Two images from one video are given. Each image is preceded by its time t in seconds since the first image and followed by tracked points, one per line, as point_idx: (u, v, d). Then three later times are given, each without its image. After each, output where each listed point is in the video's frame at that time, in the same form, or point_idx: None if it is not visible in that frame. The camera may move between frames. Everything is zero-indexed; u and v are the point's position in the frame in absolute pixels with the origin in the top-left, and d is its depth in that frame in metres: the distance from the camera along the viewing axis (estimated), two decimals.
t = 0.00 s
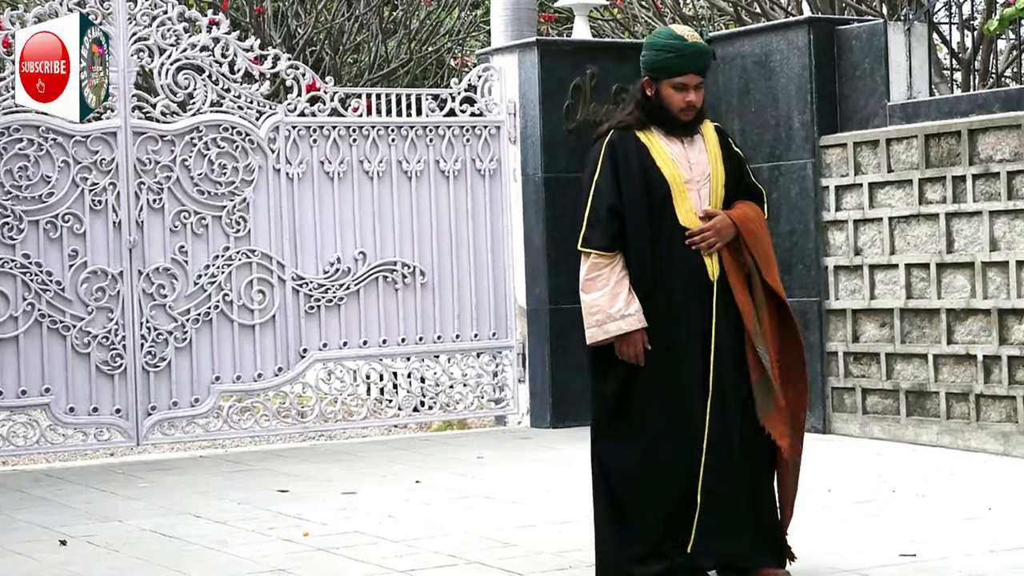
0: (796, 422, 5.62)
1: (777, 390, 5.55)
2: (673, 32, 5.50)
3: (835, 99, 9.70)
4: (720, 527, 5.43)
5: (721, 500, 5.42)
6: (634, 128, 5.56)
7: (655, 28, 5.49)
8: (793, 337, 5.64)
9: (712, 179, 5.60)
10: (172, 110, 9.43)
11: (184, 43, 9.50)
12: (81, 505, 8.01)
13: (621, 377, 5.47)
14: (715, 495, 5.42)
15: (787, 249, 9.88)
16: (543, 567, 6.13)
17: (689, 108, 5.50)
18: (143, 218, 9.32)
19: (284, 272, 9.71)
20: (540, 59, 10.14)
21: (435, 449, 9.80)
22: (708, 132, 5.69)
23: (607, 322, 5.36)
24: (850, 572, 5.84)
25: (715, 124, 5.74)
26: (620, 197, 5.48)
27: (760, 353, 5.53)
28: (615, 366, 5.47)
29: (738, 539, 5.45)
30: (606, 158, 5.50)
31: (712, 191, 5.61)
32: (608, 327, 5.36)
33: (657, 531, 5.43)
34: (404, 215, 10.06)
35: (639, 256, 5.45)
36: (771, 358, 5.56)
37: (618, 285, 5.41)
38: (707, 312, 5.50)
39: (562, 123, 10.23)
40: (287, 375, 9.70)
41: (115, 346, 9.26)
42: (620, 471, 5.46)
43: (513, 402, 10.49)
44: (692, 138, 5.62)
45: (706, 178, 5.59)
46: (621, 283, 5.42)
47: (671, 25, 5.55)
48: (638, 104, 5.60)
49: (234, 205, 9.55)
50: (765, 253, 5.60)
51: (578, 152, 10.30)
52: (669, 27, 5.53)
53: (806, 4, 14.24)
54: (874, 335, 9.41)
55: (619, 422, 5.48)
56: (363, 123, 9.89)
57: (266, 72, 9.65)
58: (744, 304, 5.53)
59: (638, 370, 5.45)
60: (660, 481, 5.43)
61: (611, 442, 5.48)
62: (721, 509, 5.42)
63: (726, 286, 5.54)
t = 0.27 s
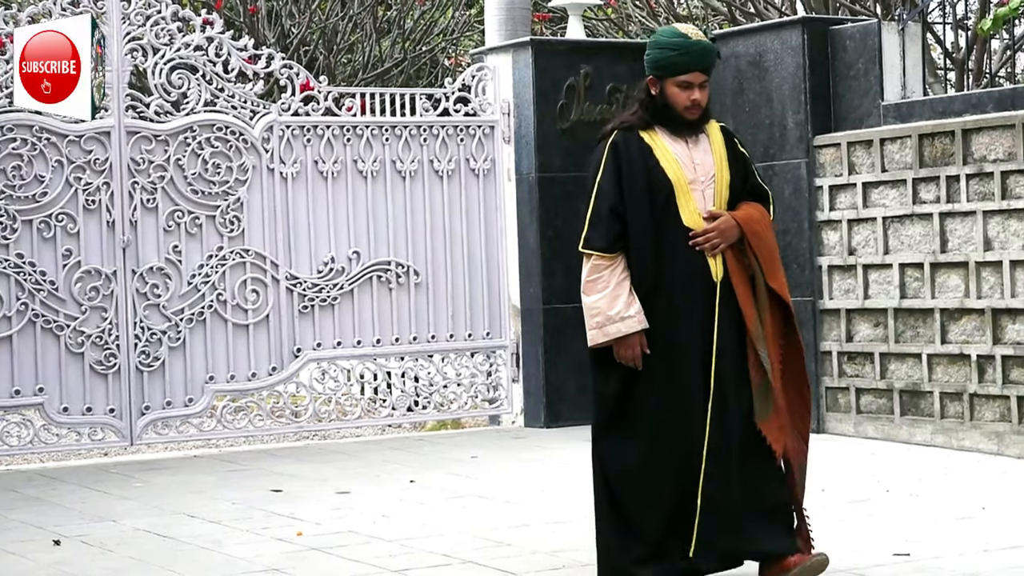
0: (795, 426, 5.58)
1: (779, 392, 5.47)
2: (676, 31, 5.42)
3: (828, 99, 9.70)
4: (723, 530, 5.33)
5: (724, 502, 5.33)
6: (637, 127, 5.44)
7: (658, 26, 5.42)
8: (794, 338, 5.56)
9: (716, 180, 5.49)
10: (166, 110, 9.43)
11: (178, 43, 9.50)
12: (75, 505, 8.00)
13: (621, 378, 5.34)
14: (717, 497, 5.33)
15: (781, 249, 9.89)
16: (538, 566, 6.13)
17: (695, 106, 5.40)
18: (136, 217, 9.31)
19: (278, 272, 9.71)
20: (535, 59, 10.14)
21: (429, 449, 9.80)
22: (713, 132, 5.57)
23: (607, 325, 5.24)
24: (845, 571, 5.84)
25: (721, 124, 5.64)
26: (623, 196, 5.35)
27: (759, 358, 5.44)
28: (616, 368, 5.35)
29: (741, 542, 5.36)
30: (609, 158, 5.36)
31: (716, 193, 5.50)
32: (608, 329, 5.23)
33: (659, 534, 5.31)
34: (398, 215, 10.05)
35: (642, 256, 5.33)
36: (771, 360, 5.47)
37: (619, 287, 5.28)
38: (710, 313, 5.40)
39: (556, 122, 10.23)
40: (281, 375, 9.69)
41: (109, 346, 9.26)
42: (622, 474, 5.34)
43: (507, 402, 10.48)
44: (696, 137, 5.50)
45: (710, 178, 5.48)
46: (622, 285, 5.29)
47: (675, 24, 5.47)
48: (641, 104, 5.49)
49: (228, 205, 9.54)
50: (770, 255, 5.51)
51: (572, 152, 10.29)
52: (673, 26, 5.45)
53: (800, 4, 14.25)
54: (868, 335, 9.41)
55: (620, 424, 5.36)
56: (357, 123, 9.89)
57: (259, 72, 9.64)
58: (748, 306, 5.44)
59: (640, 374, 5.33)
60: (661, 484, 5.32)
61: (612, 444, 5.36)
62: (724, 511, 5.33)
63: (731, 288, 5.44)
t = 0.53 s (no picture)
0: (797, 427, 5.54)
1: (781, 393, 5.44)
2: (681, 30, 5.42)
3: (824, 99, 9.70)
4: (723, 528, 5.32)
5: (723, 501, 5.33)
6: (641, 127, 5.46)
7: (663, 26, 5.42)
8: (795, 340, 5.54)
9: (721, 180, 5.48)
10: (161, 109, 9.42)
11: (173, 42, 9.50)
12: (70, 505, 7.99)
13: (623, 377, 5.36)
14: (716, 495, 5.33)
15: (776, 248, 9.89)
16: (534, 565, 6.14)
17: (700, 105, 5.41)
18: (132, 217, 9.30)
19: (274, 272, 9.70)
20: (531, 58, 10.14)
21: (425, 448, 9.80)
22: (719, 132, 5.56)
23: (608, 325, 5.27)
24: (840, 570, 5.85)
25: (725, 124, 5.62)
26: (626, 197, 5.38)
27: (761, 359, 5.41)
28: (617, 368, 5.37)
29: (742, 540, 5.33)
30: (612, 159, 5.38)
31: (720, 193, 5.49)
32: (609, 330, 5.26)
33: (658, 533, 5.33)
34: (393, 214, 10.05)
35: (643, 256, 5.34)
36: (772, 362, 5.45)
37: (620, 287, 5.31)
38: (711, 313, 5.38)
39: (552, 122, 10.22)
40: (277, 375, 9.69)
41: (104, 345, 9.25)
42: (621, 472, 5.36)
43: (503, 401, 10.49)
44: (701, 138, 5.50)
45: (714, 179, 5.47)
46: (623, 285, 5.32)
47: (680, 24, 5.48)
48: (647, 104, 5.50)
49: (223, 204, 9.54)
50: (772, 257, 5.49)
51: (568, 152, 10.29)
52: (679, 27, 5.46)
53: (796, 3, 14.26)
54: (864, 334, 9.42)
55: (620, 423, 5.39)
56: (353, 122, 9.88)
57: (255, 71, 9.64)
58: (749, 308, 5.42)
59: (641, 374, 5.35)
60: (661, 483, 5.33)
61: (613, 443, 5.39)
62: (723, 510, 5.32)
63: (732, 289, 5.42)
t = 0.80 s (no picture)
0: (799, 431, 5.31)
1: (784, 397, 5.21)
2: (691, 30, 5.22)
3: (816, 98, 9.71)
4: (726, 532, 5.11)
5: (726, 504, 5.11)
6: (649, 127, 5.24)
7: (672, 25, 5.22)
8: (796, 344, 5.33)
9: (728, 183, 5.26)
10: (153, 108, 9.41)
11: (166, 41, 9.49)
12: (61, 505, 7.97)
13: (625, 380, 5.16)
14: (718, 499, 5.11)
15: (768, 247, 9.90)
16: (526, 565, 6.13)
17: (709, 105, 5.20)
18: (124, 216, 9.29)
19: (266, 271, 9.69)
20: (523, 58, 10.15)
21: (417, 447, 9.79)
22: (728, 135, 5.34)
23: (609, 326, 5.08)
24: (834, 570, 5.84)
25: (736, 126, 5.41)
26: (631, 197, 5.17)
27: (765, 362, 5.18)
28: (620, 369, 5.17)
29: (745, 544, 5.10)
30: (619, 158, 5.18)
31: (727, 197, 5.26)
32: (610, 331, 5.07)
33: (660, 537, 5.11)
34: (385, 213, 10.04)
35: (649, 255, 5.14)
36: (775, 366, 5.22)
37: (624, 287, 5.11)
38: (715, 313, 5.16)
39: (544, 121, 10.23)
40: (269, 374, 9.69)
41: (97, 344, 9.24)
42: (621, 475, 5.16)
43: (495, 399, 10.49)
44: (710, 138, 5.29)
45: (722, 181, 5.26)
46: (627, 285, 5.12)
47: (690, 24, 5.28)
48: (655, 104, 5.29)
49: (215, 204, 9.54)
50: (779, 261, 5.26)
51: (560, 151, 10.28)
52: (689, 26, 5.26)
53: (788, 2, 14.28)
54: (856, 333, 9.44)
55: (621, 424, 5.18)
56: (345, 121, 9.88)
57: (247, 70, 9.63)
58: (754, 311, 5.19)
59: (644, 375, 5.14)
60: (662, 487, 5.11)
61: (613, 444, 5.18)
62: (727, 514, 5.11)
63: (736, 292, 5.20)
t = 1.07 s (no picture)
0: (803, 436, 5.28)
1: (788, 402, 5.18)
2: (700, 30, 5.23)
3: (806, 97, 9.70)
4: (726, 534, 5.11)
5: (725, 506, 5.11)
6: (659, 128, 5.25)
7: (682, 26, 5.23)
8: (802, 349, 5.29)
9: (738, 183, 5.24)
10: (143, 107, 9.40)
11: (155, 41, 9.48)
12: (50, 504, 7.95)
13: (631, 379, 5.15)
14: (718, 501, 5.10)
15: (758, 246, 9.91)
16: (516, 564, 6.13)
17: (719, 103, 5.18)
18: (113, 215, 9.28)
19: (255, 270, 9.69)
20: (513, 57, 10.15)
21: (407, 447, 9.79)
22: (741, 137, 5.32)
23: (615, 326, 5.07)
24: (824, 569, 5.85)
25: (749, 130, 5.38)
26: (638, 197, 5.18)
27: (769, 366, 5.16)
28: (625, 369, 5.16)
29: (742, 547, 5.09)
30: (627, 160, 5.20)
31: (737, 197, 5.24)
32: (615, 330, 5.07)
33: (656, 538, 5.12)
34: (375, 213, 10.04)
35: (655, 255, 5.14)
36: (780, 370, 5.19)
37: (630, 287, 5.11)
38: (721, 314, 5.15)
39: (534, 121, 10.23)
40: (258, 373, 9.68)
41: (86, 343, 9.22)
42: (623, 475, 5.16)
43: (485, 399, 10.48)
44: (721, 138, 5.27)
45: (732, 182, 5.23)
46: (633, 285, 5.12)
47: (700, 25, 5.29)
48: (667, 105, 5.30)
49: (205, 203, 9.52)
50: (787, 264, 5.23)
51: (549, 151, 10.29)
52: (698, 27, 5.26)
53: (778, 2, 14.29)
54: (845, 333, 9.45)
55: (625, 423, 5.17)
56: (335, 120, 9.88)
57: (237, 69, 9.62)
58: (760, 314, 5.16)
59: (649, 376, 5.14)
60: (663, 487, 5.12)
61: (616, 443, 5.18)
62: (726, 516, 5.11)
63: (743, 294, 5.17)
